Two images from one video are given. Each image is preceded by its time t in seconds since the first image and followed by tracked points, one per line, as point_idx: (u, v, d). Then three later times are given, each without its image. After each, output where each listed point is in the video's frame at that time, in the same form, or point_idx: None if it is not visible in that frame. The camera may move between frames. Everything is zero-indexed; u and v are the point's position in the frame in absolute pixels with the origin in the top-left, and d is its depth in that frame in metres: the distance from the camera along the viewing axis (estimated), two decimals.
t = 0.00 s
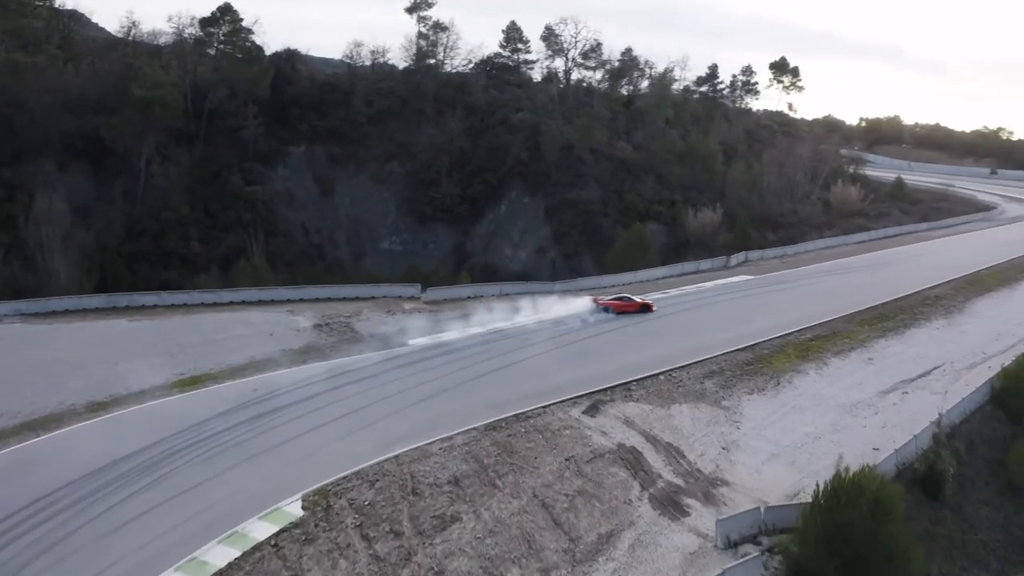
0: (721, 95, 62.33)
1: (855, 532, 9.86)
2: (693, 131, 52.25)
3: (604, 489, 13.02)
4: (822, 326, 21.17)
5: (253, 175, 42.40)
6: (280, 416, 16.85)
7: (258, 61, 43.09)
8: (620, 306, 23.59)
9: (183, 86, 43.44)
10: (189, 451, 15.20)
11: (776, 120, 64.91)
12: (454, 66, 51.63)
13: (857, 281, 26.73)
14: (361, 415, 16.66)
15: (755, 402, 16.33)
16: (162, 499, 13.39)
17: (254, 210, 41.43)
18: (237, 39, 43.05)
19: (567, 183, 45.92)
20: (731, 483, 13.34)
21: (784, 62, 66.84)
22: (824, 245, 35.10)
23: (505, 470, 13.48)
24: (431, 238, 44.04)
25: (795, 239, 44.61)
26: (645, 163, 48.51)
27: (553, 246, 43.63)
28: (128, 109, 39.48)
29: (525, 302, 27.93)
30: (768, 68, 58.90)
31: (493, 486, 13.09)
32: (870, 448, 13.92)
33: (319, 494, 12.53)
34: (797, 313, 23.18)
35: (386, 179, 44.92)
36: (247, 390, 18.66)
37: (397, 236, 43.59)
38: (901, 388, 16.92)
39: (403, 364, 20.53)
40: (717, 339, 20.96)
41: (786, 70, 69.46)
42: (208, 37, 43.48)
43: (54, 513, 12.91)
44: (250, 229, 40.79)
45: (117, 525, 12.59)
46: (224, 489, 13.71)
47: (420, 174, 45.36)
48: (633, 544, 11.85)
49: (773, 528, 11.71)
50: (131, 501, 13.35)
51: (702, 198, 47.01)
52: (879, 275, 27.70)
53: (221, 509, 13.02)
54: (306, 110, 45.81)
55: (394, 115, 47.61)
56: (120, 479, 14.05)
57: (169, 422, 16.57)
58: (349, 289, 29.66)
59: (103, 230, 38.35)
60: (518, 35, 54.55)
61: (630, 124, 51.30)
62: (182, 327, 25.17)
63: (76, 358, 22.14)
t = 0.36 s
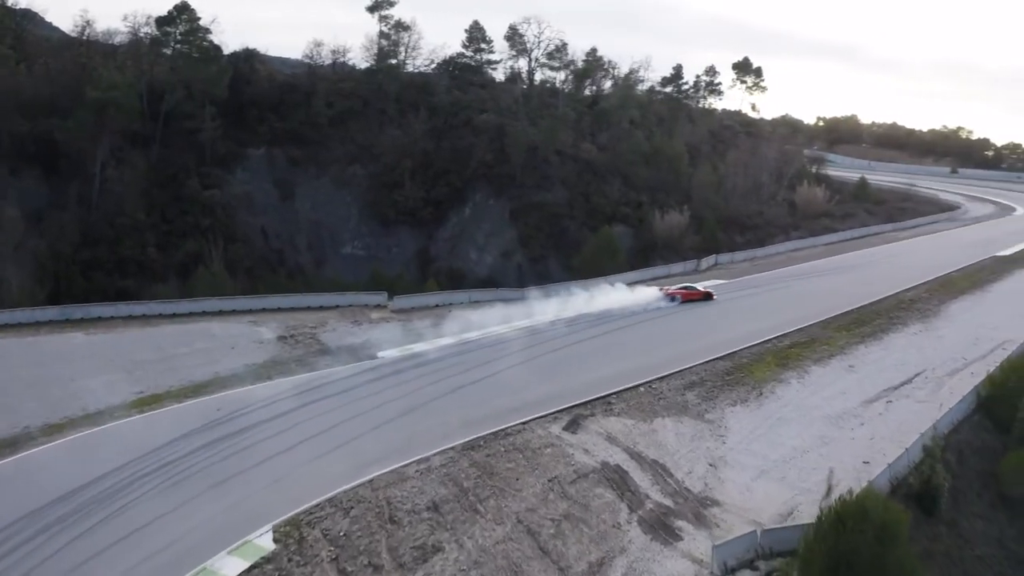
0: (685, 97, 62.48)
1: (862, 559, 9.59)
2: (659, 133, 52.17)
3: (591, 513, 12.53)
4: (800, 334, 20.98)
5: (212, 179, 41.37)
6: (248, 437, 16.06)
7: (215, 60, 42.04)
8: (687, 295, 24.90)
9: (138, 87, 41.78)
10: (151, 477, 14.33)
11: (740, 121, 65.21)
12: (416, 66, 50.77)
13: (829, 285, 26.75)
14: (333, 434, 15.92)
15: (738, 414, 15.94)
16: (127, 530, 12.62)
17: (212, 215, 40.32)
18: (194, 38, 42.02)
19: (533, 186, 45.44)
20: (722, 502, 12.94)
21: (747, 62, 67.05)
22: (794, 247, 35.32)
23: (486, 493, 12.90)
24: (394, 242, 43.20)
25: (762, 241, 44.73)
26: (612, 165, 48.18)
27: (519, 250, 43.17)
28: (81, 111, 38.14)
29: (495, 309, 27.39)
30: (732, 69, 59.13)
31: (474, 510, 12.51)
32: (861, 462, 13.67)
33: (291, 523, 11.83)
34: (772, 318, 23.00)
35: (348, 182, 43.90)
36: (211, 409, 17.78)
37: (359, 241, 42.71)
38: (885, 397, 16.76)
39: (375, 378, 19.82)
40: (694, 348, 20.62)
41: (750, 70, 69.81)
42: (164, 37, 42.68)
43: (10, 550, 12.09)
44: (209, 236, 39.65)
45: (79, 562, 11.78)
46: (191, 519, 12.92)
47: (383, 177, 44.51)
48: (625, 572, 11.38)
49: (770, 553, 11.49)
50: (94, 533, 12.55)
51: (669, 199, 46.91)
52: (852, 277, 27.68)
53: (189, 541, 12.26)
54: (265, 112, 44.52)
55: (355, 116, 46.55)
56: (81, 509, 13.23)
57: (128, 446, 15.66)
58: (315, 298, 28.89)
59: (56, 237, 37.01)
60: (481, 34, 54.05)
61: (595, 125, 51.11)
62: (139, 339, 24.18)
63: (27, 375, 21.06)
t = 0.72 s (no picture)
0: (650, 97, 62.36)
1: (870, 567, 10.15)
2: (624, 134, 51.97)
3: (579, 538, 12.02)
4: (777, 343, 20.78)
5: (168, 182, 40.04)
6: (214, 460, 15.26)
7: (172, 62, 40.64)
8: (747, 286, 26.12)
9: (92, 89, 40.48)
10: (110, 509, 13.45)
11: (703, 122, 65.43)
12: (377, 66, 49.82)
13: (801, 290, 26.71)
14: (304, 456, 15.19)
15: (722, 427, 15.54)
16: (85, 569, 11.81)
17: (169, 220, 39.10)
18: (150, 38, 40.67)
19: (498, 188, 44.82)
20: (713, 522, 12.51)
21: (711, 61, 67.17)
22: (761, 250, 35.46)
23: (468, 520, 12.32)
24: (355, 246, 42.43)
25: (729, 244, 44.73)
26: (577, 167, 47.76)
27: (483, 253, 42.57)
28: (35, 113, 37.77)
29: (465, 317, 26.87)
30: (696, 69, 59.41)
31: (456, 538, 11.93)
32: (851, 476, 13.39)
33: (262, 558, 11.14)
34: (748, 326, 22.82)
35: (307, 185, 42.95)
36: (171, 431, 16.85)
37: (320, 245, 41.91)
38: (868, 406, 16.55)
39: (345, 393, 19.10)
40: (671, 357, 20.27)
41: (713, 70, 70.09)
42: (119, 36, 41.01)
43: None
44: (165, 242, 38.50)
45: None
46: (155, 555, 12.10)
47: (344, 179, 43.47)
48: None
49: None
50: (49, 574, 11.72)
51: (635, 201, 46.63)
52: (824, 281, 27.66)
53: None
54: (223, 114, 43.34)
55: (315, 117, 45.54)
56: (36, 547, 12.38)
57: (84, 474, 14.71)
58: (279, 308, 28.13)
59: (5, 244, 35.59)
60: (443, 33, 53.27)
61: (559, 125, 50.76)
62: (94, 353, 23.14)
63: None
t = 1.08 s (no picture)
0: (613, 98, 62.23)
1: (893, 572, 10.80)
2: (589, 136, 51.74)
3: (568, 565, 11.50)
4: (755, 353, 20.50)
5: (124, 187, 38.74)
6: (179, 487, 14.43)
7: (129, 61, 40.16)
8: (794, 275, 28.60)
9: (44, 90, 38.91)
10: (66, 545, 12.58)
11: (666, 122, 65.54)
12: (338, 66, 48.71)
13: (774, 299, 26.63)
14: (273, 481, 14.43)
15: (706, 441, 15.12)
16: None
17: (126, 225, 37.66)
18: (105, 36, 40.23)
19: (462, 191, 44.08)
20: (706, 544, 12.07)
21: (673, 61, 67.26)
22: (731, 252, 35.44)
23: (451, 549, 11.72)
24: (317, 251, 41.43)
25: (695, 246, 44.70)
26: (542, 170, 47.28)
27: (449, 258, 41.92)
28: None
29: (435, 327, 26.26)
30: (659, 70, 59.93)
31: (440, 569, 11.32)
32: (843, 491, 13.08)
33: None
34: (724, 335, 22.58)
35: (266, 190, 41.91)
36: (130, 456, 15.91)
37: (280, 249, 40.83)
38: (853, 416, 16.31)
39: (314, 411, 18.33)
40: (649, 367, 19.87)
41: (675, 70, 70.27)
42: (72, 36, 40.54)
43: None
44: (122, 250, 37.03)
45: None
46: None
47: (304, 183, 42.41)
48: None
49: None
50: None
51: (600, 203, 46.28)
52: (796, 288, 27.64)
53: None
54: (180, 115, 41.96)
55: (275, 119, 44.38)
56: None
57: (37, 507, 13.79)
58: (242, 318, 27.24)
59: None
60: (405, 34, 52.06)
61: (523, 127, 50.33)
62: (45, 371, 21.98)
63: None
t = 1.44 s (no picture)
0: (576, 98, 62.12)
1: None
2: (554, 137, 51.40)
3: None
4: (734, 362, 20.20)
5: (79, 192, 37.56)
6: (141, 517, 13.60)
7: (84, 61, 38.64)
8: (830, 264, 31.11)
9: None
10: None
11: (629, 123, 65.58)
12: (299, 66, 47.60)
13: (748, 304, 26.43)
14: (243, 508, 13.67)
15: (692, 456, 14.70)
16: None
17: (81, 232, 36.37)
18: (60, 36, 38.56)
19: (426, 194, 43.19)
20: (700, 567, 11.64)
21: (636, 62, 67.30)
22: (698, 255, 35.33)
23: None
24: (277, 257, 40.63)
25: (663, 247, 44.49)
26: (507, 172, 46.75)
27: (413, 263, 41.00)
28: None
29: (404, 338, 25.59)
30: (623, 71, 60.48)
31: None
32: (836, 507, 12.79)
33: None
34: (701, 343, 22.25)
35: (224, 194, 40.90)
36: (90, 483, 15.03)
37: (240, 255, 40.05)
38: (839, 427, 16.06)
39: (283, 429, 17.54)
40: (628, 378, 19.40)
41: (638, 70, 70.32)
42: (25, 36, 38.76)
43: None
44: (78, 256, 35.93)
45: None
46: None
47: (264, 187, 41.32)
48: None
49: None
50: None
51: (567, 205, 45.75)
52: (769, 295, 27.53)
53: None
54: (136, 117, 40.69)
55: (234, 121, 43.08)
56: None
57: None
58: (202, 330, 26.31)
59: None
60: (367, 34, 51.01)
61: (487, 131, 49.91)
62: None
63: None
